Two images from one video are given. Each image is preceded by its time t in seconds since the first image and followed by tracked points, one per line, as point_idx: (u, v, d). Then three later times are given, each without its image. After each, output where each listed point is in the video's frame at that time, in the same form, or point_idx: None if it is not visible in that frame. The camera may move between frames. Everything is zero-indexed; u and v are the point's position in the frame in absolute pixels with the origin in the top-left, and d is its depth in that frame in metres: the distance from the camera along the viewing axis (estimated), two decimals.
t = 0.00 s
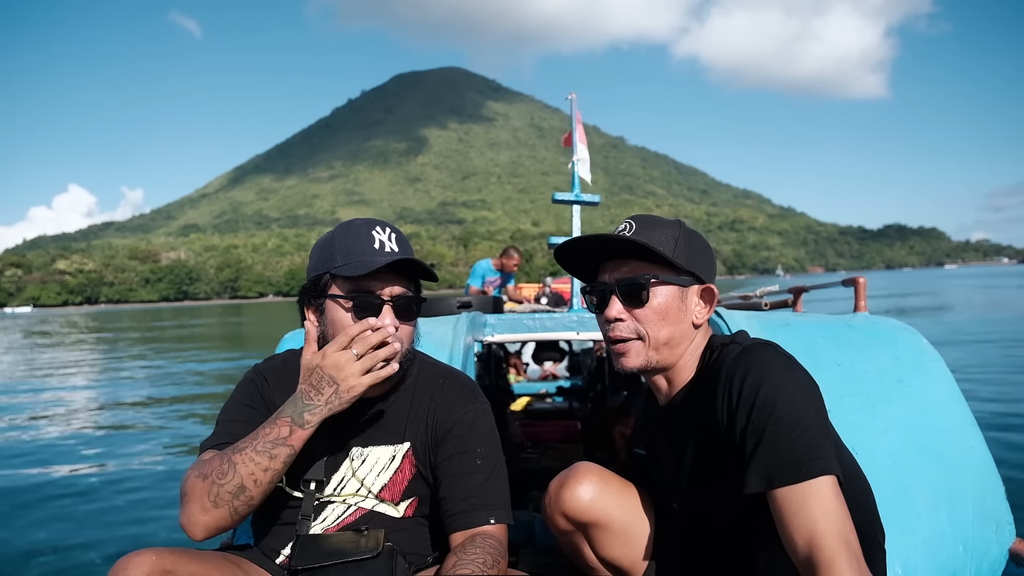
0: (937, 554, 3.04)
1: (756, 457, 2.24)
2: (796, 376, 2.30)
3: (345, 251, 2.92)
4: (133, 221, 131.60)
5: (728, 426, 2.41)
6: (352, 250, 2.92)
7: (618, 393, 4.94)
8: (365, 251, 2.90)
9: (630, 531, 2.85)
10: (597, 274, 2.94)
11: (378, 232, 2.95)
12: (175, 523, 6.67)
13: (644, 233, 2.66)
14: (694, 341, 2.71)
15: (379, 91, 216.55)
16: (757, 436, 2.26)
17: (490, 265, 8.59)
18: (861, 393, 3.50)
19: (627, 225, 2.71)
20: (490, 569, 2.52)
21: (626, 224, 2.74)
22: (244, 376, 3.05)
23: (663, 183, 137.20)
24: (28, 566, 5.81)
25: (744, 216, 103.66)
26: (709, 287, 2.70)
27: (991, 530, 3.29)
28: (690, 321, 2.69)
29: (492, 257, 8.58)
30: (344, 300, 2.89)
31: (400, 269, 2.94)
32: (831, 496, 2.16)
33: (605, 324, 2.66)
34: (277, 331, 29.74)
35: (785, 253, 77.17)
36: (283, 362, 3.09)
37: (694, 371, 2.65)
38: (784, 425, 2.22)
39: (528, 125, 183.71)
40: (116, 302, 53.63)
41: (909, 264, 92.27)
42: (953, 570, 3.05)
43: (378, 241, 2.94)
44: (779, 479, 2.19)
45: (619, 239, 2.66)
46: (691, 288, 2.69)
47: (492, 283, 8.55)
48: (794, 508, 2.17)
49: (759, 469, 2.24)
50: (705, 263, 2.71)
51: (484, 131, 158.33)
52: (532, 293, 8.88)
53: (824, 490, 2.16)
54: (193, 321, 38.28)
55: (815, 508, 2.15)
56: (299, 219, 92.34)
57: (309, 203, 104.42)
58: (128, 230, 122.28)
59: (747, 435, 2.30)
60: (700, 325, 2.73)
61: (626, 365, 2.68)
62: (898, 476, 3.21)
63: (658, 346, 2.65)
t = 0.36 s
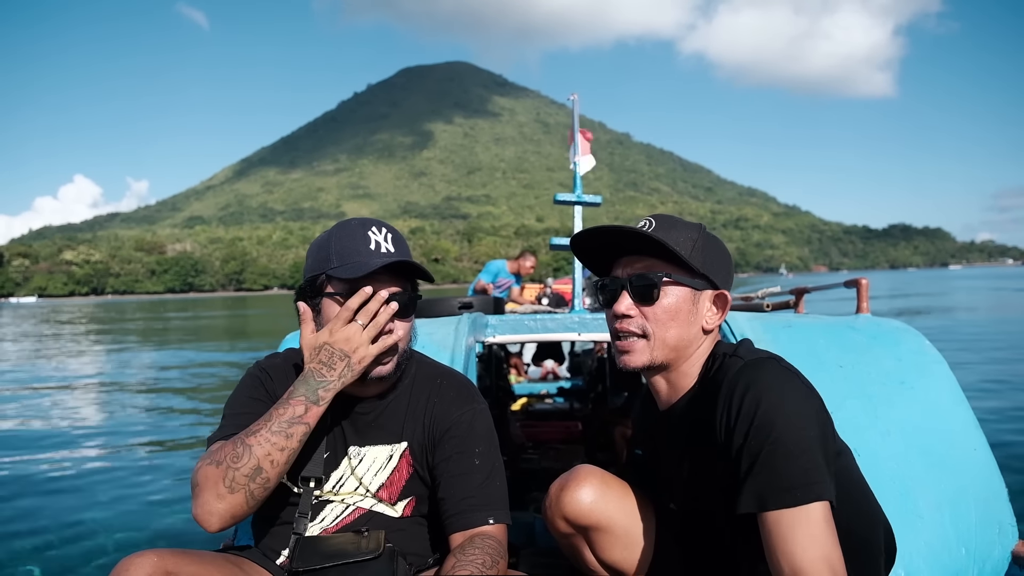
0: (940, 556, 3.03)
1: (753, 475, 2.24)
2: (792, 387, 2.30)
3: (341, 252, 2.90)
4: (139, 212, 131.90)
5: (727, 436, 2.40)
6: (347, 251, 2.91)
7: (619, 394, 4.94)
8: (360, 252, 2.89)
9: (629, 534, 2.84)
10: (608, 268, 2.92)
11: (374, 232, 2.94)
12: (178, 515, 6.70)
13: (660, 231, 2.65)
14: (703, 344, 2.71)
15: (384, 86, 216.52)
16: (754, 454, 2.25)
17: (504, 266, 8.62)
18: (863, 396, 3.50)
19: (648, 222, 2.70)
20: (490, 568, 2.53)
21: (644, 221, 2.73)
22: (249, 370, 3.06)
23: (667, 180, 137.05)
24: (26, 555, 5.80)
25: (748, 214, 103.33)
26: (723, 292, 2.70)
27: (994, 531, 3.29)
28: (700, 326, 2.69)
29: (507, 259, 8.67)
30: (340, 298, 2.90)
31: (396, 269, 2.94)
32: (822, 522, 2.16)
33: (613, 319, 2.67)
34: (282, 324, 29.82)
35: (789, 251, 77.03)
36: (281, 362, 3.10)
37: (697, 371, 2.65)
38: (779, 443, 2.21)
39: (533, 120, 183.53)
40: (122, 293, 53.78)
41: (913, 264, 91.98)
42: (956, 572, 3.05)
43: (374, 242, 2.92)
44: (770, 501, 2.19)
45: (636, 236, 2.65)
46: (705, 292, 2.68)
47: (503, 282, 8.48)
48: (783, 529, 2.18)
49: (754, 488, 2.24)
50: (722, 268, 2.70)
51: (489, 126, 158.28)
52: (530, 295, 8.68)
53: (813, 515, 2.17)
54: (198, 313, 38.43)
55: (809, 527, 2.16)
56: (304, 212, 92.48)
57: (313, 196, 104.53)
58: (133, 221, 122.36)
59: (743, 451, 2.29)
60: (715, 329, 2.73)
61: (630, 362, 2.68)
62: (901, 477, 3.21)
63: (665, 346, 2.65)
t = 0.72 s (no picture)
0: (934, 554, 3.04)
1: (741, 467, 2.24)
2: (784, 380, 2.31)
3: (330, 250, 2.93)
4: (139, 212, 131.92)
5: (718, 425, 2.40)
6: (336, 247, 2.93)
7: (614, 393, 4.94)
8: (349, 248, 2.91)
9: (624, 534, 2.83)
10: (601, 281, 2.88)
11: (362, 227, 2.96)
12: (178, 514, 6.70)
13: (659, 246, 2.58)
14: (701, 361, 2.67)
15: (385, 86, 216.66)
16: (743, 445, 2.25)
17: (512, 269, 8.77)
18: (858, 394, 3.50)
19: (642, 233, 2.63)
20: (483, 566, 2.52)
21: (640, 231, 2.66)
22: (234, 369, 3.08)
23: (667, 181, 137.17)
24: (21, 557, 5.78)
25: (748, 215, 103.33)
26: (723, 306, 2.67)
27: (988, 531, 3.28)
28: (700, 342, 2.66)
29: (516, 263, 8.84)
30: (331, 298, 2.90)
31: (386, 262, 2.96)
32: (805, 517, 2.15)
33: (614, 341, 2.60)
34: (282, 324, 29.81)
35: (788, 252, 77.10)
36: (272, 360, 3.10)
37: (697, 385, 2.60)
38: (768, 434, 2.22)
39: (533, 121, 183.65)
40: (123, 293, 53.77)
41: (912, 266, 92.05)
42: (950, 570, 3.06)
43: (362, 236, 2.94)
44: (756, 490, 2.19)
45: (635, 252, 2.59)
46: (706, 307, 2.64)
47: (506, 283, 8.55)
48: (765, 527, 2.18)
49: (742, 479, 2.23)
50: (720, 280, 2.67)
51: (489, 126, 158.41)
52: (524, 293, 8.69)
53: (797, 510, 2.15)
54: (199, 312, 38.44)
55: (795, 525, 2.15)
56: (304, 212, 92.50)
57: (314, 197, 104.60)
58: (134, 221, 122.17)
59: (732, 445, 2.30)
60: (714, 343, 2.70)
61: (634, 385, 2.61)
62: (895, 475, 3.21)
63: (669, 368, 2.60)
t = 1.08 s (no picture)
0: (931, 554, 3.04)
1: (742, 465, 2.23)
2: (786, 379, 2.29)
3: (322, 255, 2.92)
4: (139, 217, 131.97)
5: (720, 423, 2.39)
6: (327, 253, 2.93)
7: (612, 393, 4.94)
8: (340, 251, 2.90)
9: (624, 533, 2.83)
10: (604, 279, 2.86)
11: (351, 230, 2.95)
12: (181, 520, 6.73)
13: (672, 240, 2.57)
14: (711, 352, 2.67)
15: (384, 90, 216.73)
16: (743, 446, 2.25)
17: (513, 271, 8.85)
18: (856, 394, 3.49)
19: (652, 228, 2.62)
20: (480, 568, 2.51)
21: (647, 227, 2.65)
22: (228, 375, 3.05)
23: (667, 184, 137.30)
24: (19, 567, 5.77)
25: (747, 217, 103.27)
26: (732, 301, 2.68)
27: (984, 530, 3.28)
28: (711, 334, 2.66)
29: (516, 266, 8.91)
30: (326, 301, 2.89)
31: (378, 264, 2.95)
32: (804, 517, 2.14)
33: (629, 334, 2.57)
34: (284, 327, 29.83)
35: (787, 254, 77.10)
36: (268, 362, 3.10)
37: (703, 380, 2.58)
38: (769, 435, 2.21)
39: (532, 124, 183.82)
40: (125, 298, 53.80)
41: (912, 266, 92.02)
42: (947, 569, 3.06)
43: (352, 240, 2.93)
44: (757, 491, 2.18)
45: (648, 245, 2.58)
46: (715, 300, 2.65)
47: (507, 284, 8.62)
48: (763, 524, 2.18)
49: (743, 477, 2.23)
50: (728, 273, 2.68)
51: (488, 129, 158.63)
52: (524, 294, 8.69)
53: (795, 509, 2.15)
54: (200, 317, 38.39)
55: (794, 525, 2.14)
56: (304, 217, 92.67)
57: (314, 201, 104.68)
58: (134, 226, 122.14)
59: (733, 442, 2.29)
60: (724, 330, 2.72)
61: (645, 376, 2.58)
62: (892, 475, 3.20)
63: (683, 359, 2.58)
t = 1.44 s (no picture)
0: (934, 552, 3.03)
1: (758, 466, 2.23)
2: (798, 381, 2.30)
3: (329, 251, 2.93)
4: (143, 220, 132.29)
5: (731, 424, 2.39)
6: (333, 249, 2.93)
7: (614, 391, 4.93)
8: (347, 248, 2.91)
9: (627, 529, 2.82)
10: (606, 271, 2.89)
11: (357, 228, 2.96)
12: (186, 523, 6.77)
13: (672, 229, 2.62)
14: (711, 341, 2.70)
15: (386, 91, 216.98)
16: (761, 453, 2.24)
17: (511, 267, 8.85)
18: (859, 392, 3.49)
19: (653, 220, 2.67)
20: (484, 566, 2.52)
21: (649, 220, 2.70)
22: (232, 372, 3.04)
23: (668, 183, 137.32)
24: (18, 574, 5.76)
25: (749, 215, 103.23)
26: (729, 290, 2.71)
27: (988, 527, 3.28)
28: (708, 323, 2.69)
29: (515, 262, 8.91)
30: (331, 297, 2.90)
31: (383, 261, 2.96)
32: (822, 514, 2.15)
33: (629, 321, 2.61)
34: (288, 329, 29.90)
35: (790, 252, 77.03)
36: (271, 359, 3.09)
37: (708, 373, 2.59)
38: (787, 438, 2.21)
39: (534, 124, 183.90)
40: (130, 301, 53.93)
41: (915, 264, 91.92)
42: (949, 568, 3.05)
43: (359, 237, 2.94)
44: (774, 491, 2.18)
45: (649, 235, 2.62)
46: (712, 290, 2.69)
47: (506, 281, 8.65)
48: (784, 521, 2.18)
49: (761, 481, 2.23)
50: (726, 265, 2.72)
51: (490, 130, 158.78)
52: (525, 294, 8.66)
53: (814, 508, 2.16)
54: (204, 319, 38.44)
55: (812, 521, 2.15)
56: (307, 219, 92.86)
57: (317, 203, 104.87)
58: (138, 229, 122.40)
59: (748, 448, 2.29)
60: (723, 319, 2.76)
61: (647, 363, 2.61)
62: (897, 474, 3.19)
63: (681, 346, 2.61)
